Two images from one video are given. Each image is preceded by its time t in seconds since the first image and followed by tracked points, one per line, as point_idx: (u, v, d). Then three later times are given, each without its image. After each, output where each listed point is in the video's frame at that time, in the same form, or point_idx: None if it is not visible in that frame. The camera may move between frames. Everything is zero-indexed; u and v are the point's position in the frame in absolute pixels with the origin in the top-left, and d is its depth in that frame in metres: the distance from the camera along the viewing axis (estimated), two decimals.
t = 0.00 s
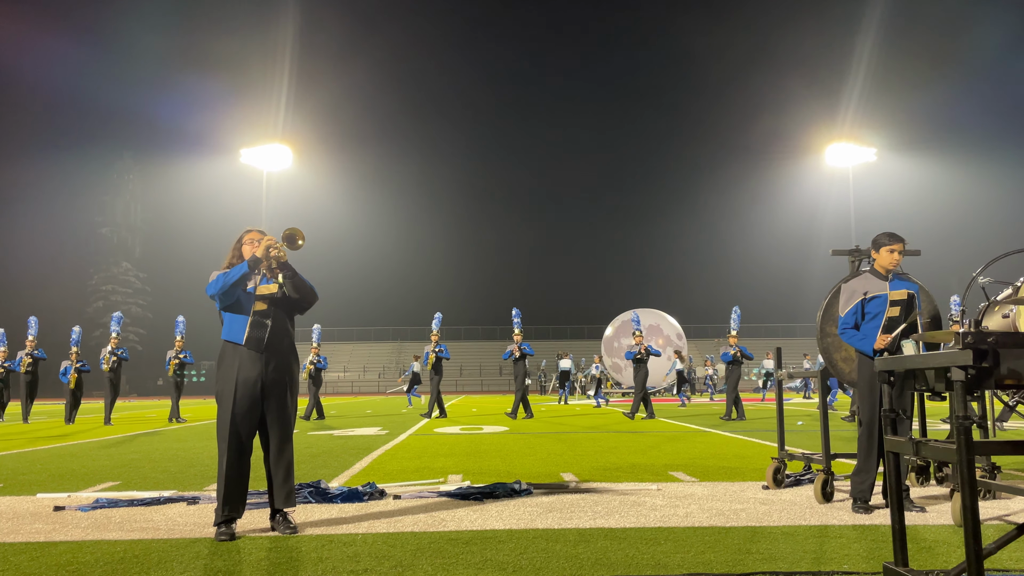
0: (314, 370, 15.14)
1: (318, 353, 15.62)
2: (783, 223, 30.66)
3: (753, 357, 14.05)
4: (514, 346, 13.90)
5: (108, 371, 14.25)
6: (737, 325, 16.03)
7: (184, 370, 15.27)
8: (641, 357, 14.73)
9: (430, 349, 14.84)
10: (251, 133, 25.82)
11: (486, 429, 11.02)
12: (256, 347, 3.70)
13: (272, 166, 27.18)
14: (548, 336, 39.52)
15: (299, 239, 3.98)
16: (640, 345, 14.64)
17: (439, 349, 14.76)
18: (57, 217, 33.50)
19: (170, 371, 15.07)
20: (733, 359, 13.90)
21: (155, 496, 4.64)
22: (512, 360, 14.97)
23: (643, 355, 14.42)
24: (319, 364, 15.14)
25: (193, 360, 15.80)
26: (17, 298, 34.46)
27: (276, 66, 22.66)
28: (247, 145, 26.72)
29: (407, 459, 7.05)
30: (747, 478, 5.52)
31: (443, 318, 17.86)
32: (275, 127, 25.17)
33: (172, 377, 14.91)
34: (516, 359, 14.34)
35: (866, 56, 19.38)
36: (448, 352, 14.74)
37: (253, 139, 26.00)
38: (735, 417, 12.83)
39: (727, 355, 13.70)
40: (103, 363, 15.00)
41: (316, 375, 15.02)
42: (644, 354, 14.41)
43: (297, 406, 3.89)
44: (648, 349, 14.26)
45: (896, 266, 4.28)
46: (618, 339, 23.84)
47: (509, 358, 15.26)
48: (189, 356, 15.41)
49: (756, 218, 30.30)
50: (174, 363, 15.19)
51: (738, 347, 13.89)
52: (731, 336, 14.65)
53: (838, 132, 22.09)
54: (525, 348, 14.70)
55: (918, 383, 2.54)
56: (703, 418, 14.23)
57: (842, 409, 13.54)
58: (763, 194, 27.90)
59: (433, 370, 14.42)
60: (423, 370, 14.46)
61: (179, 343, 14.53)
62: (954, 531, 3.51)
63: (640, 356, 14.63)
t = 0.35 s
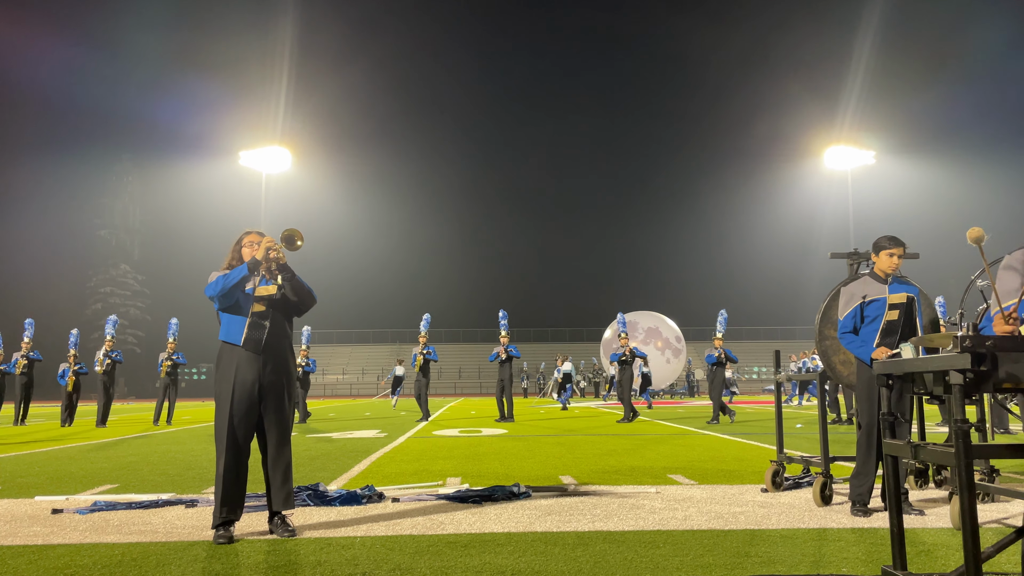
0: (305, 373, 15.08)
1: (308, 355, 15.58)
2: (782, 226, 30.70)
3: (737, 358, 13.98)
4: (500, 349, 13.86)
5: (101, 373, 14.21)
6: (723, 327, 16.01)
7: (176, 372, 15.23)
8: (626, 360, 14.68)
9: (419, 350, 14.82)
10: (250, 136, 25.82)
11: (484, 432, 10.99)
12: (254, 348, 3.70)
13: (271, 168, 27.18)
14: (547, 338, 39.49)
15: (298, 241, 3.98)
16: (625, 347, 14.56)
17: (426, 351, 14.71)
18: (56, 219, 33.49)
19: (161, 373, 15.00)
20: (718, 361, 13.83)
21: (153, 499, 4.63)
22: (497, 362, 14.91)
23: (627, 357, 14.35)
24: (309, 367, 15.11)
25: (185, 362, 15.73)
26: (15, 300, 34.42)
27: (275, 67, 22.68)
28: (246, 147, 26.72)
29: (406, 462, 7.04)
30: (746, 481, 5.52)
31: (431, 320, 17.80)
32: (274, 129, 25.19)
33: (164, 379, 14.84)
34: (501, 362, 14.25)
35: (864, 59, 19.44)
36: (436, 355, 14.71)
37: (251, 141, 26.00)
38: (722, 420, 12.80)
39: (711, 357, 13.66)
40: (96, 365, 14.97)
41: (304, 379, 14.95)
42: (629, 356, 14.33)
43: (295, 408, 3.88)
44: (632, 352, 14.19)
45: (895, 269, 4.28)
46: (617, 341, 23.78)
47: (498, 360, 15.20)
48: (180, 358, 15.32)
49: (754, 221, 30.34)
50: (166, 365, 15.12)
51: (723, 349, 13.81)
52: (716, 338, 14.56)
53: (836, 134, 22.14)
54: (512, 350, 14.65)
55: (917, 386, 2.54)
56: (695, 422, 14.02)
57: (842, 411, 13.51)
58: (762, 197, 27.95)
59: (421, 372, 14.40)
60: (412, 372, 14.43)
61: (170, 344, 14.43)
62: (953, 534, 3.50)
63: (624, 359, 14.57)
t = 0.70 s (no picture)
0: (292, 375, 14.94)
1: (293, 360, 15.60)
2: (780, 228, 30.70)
3: (721, 360, 13.93)
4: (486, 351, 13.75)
5: (91, 377, 14.15)
6: (705, 329, 16.19)
7: (166, 374, 15.20)
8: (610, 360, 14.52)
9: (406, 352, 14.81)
10: (248, 137, 25.79)
11: (484, 434, 10.99)
12: (253, 350, 3.69)
13: (269, 169, 27.12)
14: (546, 339, 39.50)
15: (297, 243, 3.98)
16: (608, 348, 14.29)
17: (414, 352, 14.69)
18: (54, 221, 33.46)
19: (151, 375, 14.95)
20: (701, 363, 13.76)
21: (151, 501, 4.62)
22: (479, 363, 14.77)
23: (612, 359, 14.15)
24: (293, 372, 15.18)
25: (175, 363, 15.70)
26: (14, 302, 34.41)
27: (274, 69, 22.67)
28: (245, 149, 26.69)
29: (405, 464, 7.04)
30: (745, 483, 5.52)
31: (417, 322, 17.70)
32: (273, 130, 25.16)
33: (154, 381, 14.79)
34: (487, 363, 14.15)
35: (863, 60, 19.45)
36: (423, 356, 14.71)
37: (250, 143, 25.97)
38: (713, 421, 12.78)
39: (696, 359, 13.62)
40: (88, 367, 14.93)
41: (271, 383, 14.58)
42: (614, 358, 14.09)
43: (294, 410, 3.88)
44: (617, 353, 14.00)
45: (892, 271, 4.30)
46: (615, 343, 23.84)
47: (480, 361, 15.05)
48: (171, 360, 15.28)
49: (753, 223, 30.33)
50: (156, 367, 15.07)
51: (706, 350, 13.83)
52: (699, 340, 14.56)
53: (835, 135, 22.16)
54: (496, 352, 14.54)
55: (916, 388, 2.54)
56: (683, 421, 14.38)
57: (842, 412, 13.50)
58: (762, 199, 27.95)
59: (409, 374, 14.40)
60: (399, 373, 14.41)
61: (161, 347, 14.34)
62: (952, 536, 3.50)
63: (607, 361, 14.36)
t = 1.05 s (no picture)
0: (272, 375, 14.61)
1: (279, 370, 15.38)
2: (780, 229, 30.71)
3: (703, 361, 13.91)
4: (470, 352, 13.64)
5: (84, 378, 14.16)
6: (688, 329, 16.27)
7: (157, 375, 15.20)
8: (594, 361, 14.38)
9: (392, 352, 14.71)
10: (248, 138, 25.81)
11: (484, 434, 11.02)
12: (253, 351, 3.70)
13: (269, 170, 27.15)
14: (546, 340, 39.57)
15: (297, 245, 3.98)
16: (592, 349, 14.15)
17: (400, 352, 14.67)
18: (54, 221, 33.48)
19: (141, 376, 14.96)
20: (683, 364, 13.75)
21: (152, 503, 4.61)
22: (466, 364, 14.73)
23: (596, 360, 14.03)
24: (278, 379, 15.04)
25: (165, 365, 15.75)
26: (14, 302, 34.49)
27: (273, 70, 22.70)
28: (244, 149, 26.70)
29: (405, 464, 7.08)
30: (744, 483, 5.55)
31: (403, 322, 17.63)
32: (273, 130, 25.18)
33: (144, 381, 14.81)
34: (472, 364, 14.08)
35: (863, 61, 19.49)
36: (410, 356, 14.70)
37: (249, 144, 26.00)
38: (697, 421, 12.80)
39: (677, 359, 13.61)
40: (82, 368, 14.95)
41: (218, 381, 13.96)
42: (598, 360, 13.92)
43: (294, 411, 3.88)
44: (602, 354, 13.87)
45: (892, 272, 4.30)
46: (615, 343, 24.01)
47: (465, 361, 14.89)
48: (162, 361, 15.31)
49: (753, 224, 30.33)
50: (146, 368, 15.03)
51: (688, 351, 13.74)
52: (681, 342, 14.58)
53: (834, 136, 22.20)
54: (482, 352, 14.42)
55: (916, 389, 2.53)
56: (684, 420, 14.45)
57: (842, 412, 13.55)
58: (761, 199, 28.00)
59: (395, 374, 14.37)
60: (385, 373, 14.38)
61: (152, 349, 14.34)
62: (952, 537, 3.50)
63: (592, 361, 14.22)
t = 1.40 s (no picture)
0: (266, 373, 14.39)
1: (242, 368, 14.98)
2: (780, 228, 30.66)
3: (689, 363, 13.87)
4: (458, 352, 13.54)
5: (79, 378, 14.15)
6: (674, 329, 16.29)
7: (149, 376, 15.19)
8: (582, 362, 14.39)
9: (383, 352, 14.72)
10: (247, 138, 25.78)
11: (484, 434, 11.03)
12: (253, 351, 3.69)
13: (269, 171, 27.11)
14: (546, 339, 39.53)
15: (297, 246, 3.98)
16: (580, 351, 14.20)
17: (391, 352, 14.65)
18: (53, 221, 33.43)
19: (133, 377, 14.97)
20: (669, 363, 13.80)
21: (152, 503, 4.61)
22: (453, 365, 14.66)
23: (584, 360, 14.04)
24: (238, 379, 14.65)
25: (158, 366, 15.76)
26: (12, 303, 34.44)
27: (273, 70, 22.69)
28: (244, 150, 26.67)
29: (405, 464, 7.07)
30: (744, 483, 5.54)
31: (393, 322, 17.62)
32: (273, 130, 25.15)
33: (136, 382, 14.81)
34: (461, 364, 14.02)
35: (863, 61, 19.46)
36: (400, 356, 14.68)
37: (249, 144, 25.97)
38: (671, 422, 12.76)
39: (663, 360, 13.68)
40: (80, 369, 14.95)
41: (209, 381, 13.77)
42: (585, 360, 13.90)
43: (294, 411, 3.88)
44: (589, 354, 13.86)
45: (892, 272, 4.29)
46: (615, 343, 24.07)
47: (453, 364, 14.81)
48: (153, 362, 15.32)
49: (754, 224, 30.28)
50: (139, 369, 15.05)
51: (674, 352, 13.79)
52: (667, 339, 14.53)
53: (835, 136, 22.19)
54: (471, 352, 14.37)
55: (916, 389, 2.53)
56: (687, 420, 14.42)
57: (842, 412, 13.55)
58: (761, 199, 28.00)
59: (385, 374, 14.35)
60: (375, 374, 14.38)
61: (145, 349, 14.34)
62: (951, 537, 3.50)
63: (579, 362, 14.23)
